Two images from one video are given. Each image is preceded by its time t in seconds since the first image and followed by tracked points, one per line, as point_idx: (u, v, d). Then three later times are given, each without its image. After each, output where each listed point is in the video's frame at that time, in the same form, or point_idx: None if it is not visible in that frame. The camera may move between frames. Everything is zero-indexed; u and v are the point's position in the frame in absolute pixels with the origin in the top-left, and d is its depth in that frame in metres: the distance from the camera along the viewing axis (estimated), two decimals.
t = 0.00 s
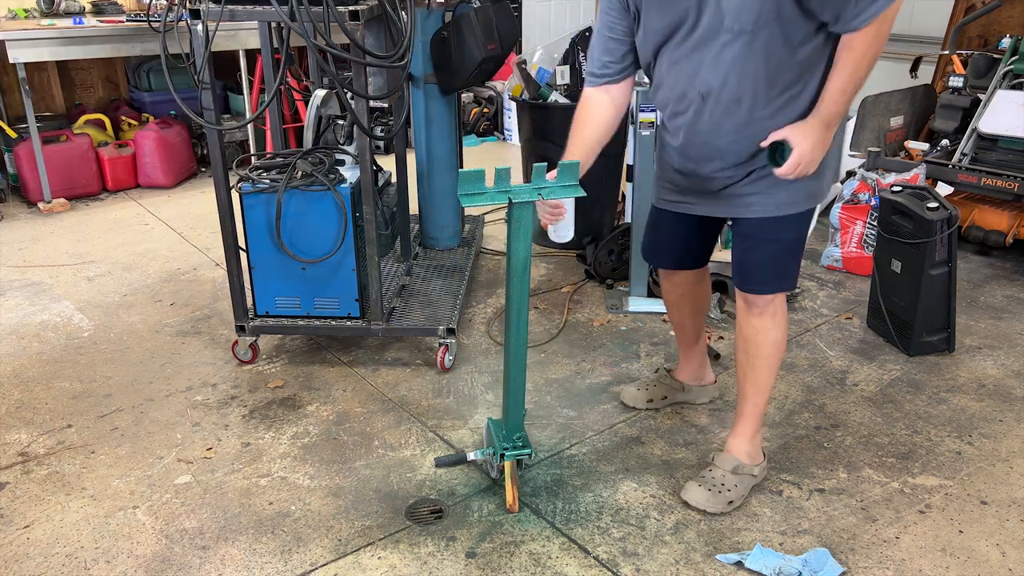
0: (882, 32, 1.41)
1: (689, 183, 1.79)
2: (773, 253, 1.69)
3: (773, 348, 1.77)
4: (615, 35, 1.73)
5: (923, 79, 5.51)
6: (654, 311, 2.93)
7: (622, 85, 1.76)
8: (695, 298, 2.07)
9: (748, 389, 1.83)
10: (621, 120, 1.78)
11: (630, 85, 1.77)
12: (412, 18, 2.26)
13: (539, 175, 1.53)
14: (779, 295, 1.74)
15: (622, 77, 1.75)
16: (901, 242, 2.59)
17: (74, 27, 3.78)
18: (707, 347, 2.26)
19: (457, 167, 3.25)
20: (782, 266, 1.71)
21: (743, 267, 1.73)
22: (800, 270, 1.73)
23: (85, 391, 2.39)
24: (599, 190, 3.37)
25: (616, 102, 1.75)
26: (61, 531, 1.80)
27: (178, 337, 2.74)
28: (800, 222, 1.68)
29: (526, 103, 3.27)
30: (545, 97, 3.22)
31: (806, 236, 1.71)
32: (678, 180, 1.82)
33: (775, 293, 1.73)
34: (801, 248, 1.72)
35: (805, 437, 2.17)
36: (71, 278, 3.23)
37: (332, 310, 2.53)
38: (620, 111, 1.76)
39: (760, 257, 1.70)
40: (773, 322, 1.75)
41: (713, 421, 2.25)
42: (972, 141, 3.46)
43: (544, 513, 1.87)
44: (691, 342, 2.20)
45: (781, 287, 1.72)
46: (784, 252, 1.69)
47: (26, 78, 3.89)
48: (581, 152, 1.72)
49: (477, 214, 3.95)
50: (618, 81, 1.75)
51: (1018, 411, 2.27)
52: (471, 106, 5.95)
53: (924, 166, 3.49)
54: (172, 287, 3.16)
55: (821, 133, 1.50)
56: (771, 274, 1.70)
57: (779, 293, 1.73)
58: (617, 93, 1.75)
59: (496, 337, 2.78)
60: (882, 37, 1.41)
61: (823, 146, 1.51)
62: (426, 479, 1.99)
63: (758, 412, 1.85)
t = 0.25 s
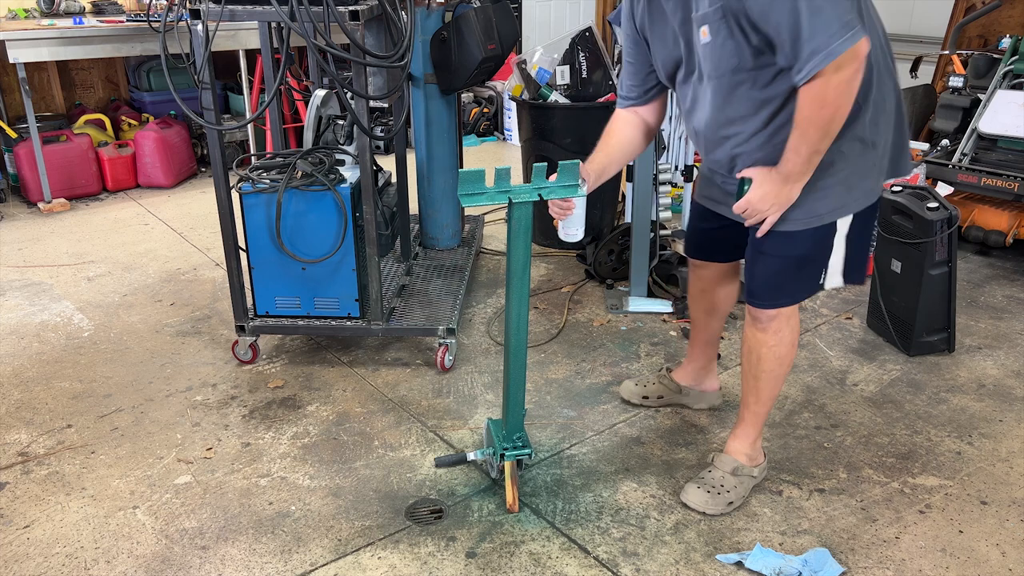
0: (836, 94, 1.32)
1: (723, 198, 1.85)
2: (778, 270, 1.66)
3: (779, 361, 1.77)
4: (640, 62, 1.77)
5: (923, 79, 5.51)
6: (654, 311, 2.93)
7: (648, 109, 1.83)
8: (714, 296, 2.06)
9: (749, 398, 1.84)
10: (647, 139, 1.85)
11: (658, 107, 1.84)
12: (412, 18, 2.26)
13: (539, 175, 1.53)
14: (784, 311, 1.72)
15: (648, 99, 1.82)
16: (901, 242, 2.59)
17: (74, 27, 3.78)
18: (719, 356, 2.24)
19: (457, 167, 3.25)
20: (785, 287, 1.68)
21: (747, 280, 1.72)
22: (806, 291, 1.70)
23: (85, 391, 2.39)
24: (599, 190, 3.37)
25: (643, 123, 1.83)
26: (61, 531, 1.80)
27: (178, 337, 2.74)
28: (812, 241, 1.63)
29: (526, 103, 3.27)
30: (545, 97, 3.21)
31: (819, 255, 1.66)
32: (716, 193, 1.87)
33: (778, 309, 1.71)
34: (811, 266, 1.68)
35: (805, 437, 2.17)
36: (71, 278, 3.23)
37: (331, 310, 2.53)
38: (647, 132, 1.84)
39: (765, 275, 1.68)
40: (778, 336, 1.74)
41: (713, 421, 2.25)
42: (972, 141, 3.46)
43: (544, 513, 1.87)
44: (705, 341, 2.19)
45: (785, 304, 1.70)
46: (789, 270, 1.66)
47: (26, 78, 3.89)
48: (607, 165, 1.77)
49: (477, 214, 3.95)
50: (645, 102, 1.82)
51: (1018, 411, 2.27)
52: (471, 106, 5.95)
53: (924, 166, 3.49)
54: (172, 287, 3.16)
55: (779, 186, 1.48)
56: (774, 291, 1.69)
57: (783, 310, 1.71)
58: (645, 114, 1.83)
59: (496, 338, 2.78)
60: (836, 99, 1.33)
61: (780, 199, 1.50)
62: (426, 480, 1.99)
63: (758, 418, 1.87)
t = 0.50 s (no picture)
0: (765, 164, 1.36)
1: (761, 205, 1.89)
2: (774, 277, 1.66)
3: (777, 367, 1.75)
4: (651, 94, 1.82)
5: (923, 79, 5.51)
6: (654, 311, 2.93)
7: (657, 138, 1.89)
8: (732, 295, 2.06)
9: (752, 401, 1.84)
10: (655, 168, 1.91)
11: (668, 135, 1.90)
12: (413, 18, 2.26)
13: (539, 175, 1.53)
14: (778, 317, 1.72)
15: (657, 127, 1.87)
16: (901, 242, 2.59)
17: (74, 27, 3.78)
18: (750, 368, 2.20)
19: (457, 167, 3.25)
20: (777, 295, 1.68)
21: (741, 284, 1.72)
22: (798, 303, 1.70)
23: (85, 392, 2.39)
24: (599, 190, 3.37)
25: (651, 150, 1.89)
26: (61, 532, 1.80)
27: (178, 337, 2.74)
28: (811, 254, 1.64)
29: (526, 103, 3.27)
30: (545, 97, 3.20)
31: (819, 265, 1.66)
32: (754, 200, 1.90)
33: (768, 314, 1.71)
34: (809, 277, 1.67)
35: (805, 437, 2.17)
36: (71, 278, 3.23)
37: (331, 310, 2.53)
38: (653, 160, 1.90)
39: (758, 281, 1.68)
40: (772, 341, 1.73)
41: (714, 421, 2.25)
42: (972, 141, 3.46)
43: (544, 513, 1.87)
44: (733, 348, 2.17)
45: (776, 311, 1.70)
46: (784, 278, 1.66)
47: (26, 78, 3.89)
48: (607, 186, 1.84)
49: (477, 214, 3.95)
50: (654, 129, 1.88)
51: (1018, 411, 2.27)
52: (471, 106, 5.95)
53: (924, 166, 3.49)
54: (172, 287, 3.16)
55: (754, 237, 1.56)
56: (766, 297, 1.69)
57: (774, 316, 1.70)
58: (653, 142, 1.89)
59: (496, 338, 2.78)
60: (770, 168, 1.37)
61: (756, 250, 1.60)
62: (426, 480, 1.99)
63: (765, 424, 1.86)
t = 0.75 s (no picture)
0: (765, 184, 1.36)
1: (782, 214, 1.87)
2: (782, 283, 1.67)
3: (783, 373, 1.76)
4: (658, 129, 1.86)
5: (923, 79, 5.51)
6: (654, 311, 2.93)
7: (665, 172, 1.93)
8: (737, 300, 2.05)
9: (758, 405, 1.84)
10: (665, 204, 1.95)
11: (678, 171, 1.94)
12: (412, 18, 2.26)
13: (539, 175, 1.53)
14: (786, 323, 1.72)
15: (666, 162, 1.91)
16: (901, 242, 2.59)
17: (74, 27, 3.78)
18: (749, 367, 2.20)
19: (457, 167, 3.25)
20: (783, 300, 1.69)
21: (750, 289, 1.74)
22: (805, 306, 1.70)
23: (85, 392, 2.39)
24: (600, 190, 3.36)
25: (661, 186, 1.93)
26: (61, 531, 1.80)
27: (178, 337, 2.74)
28: (821, 261, 1.65)
29: (526, 103, 3.27)
30: (545, 97, 3.19)
31: (828, 271, 1.67)
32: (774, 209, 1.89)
33: (775, 319, 1.71)
34: (818, 283, 1.68)
35: (805, 437, 2.17)
36: (71, 278, 3.23)
37: (331, 310, 2.53)
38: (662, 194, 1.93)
39: (768, 287, 1.69)
40: (778, 346, 1.74)
41: (714, 421, 2.25)
42: (972, 141, 3.46)
43: (544, 513, 1.87)
44: (733, 349, 2.16)
45: (783, 316, 1.70)
46: (792, 284, 1.67)
47: (26, 78, 3.89)
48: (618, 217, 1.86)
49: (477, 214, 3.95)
50: (664, 165, 1.92)
51: (1018, 411, 2.27)
52: (471, 106, 5.95)
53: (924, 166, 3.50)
54: (172, 287, 3.16)
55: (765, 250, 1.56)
56: (773, 302, 1.69)
57: (781, 321, 1.71)
58: (663, 178, 1.93)
59: (496, 337, 2.78)
60: (769, 188, 1.36)
61: (762, 266, 1.60)
62: (426, 480, 1.99)
63: (773, 426, 1.85)
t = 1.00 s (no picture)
0: (769, 184, 1.36)
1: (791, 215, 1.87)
2: (790, 283, 1.67)
3: (788, 373, 1.76)
4: (658, 138, 1.87)
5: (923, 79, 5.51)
6: (654, 311, 2.93)
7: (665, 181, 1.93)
8: (741, 299, 2.04)
9: (761, 406, 1.84)
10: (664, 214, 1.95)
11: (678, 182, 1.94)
12: (412, 18, 2.25)
13: (539, 175, 1.53)
14: (793, 324, 1.72)
15: (667, 172, 1.92)
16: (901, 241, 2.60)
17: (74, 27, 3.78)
18: (749, 366, 2.19)
19: (457, 167, 3.25)
20: (791, 302, 1.68)
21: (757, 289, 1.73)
22: (814, 308, 1.70)
23: (85, 392, 2.39)
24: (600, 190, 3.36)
25: (661, 196, 1.94)
26: (61, 531, 1.80)
27: (178, 337, 2.74)
28: (829, 262, 1.64)
29: (526, 103, 3.27)
30: (545, 97, 3.19)
31: (837, 271, 1.67)
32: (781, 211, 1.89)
33: (783, 319, 1.71)
34: (826, 284, 1.68)
35: (805, 438, 2.17)
36: (71, 278, 3.23)
37: (332, 310, 2.53)
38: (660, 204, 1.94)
39: (775, 287, 1.68)
40: (784, 347, 1.74)
41: (714, 421, 2.25)
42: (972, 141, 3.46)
43: (544, 513, 1.87)
44: (733, 348, 2.16)
45: (791, 316, 1.70)
46: (799, 285, 1.67)
47: (26, 78, 3.89)
48: (609, 219, 1.87)
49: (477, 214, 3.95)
50: (664, 175, 1.93)
51: (1018, 411, 2.26)
52: (472, 106, 5.95)
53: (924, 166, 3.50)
54: (172, 287, 3.16)
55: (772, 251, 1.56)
56: (780, 302, 1.69)
57: (789, 321, 1.71)
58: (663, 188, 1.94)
59: (496, 337, 2.78)
60: (773, 187, 1.36)
61: (768, 267, 1.61)
62: (426, 479, 1.99)
63: (776, 427, 1.85)
